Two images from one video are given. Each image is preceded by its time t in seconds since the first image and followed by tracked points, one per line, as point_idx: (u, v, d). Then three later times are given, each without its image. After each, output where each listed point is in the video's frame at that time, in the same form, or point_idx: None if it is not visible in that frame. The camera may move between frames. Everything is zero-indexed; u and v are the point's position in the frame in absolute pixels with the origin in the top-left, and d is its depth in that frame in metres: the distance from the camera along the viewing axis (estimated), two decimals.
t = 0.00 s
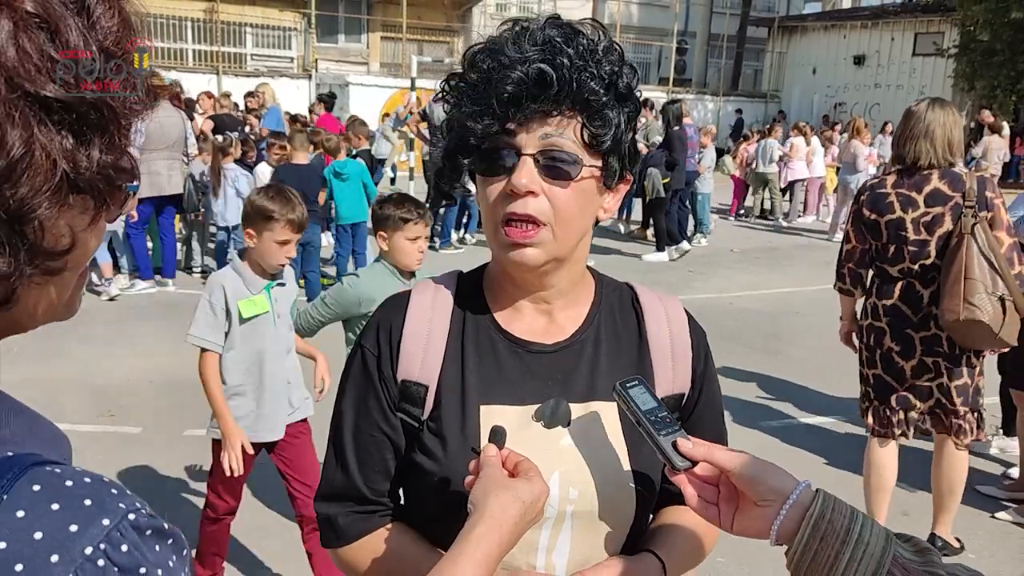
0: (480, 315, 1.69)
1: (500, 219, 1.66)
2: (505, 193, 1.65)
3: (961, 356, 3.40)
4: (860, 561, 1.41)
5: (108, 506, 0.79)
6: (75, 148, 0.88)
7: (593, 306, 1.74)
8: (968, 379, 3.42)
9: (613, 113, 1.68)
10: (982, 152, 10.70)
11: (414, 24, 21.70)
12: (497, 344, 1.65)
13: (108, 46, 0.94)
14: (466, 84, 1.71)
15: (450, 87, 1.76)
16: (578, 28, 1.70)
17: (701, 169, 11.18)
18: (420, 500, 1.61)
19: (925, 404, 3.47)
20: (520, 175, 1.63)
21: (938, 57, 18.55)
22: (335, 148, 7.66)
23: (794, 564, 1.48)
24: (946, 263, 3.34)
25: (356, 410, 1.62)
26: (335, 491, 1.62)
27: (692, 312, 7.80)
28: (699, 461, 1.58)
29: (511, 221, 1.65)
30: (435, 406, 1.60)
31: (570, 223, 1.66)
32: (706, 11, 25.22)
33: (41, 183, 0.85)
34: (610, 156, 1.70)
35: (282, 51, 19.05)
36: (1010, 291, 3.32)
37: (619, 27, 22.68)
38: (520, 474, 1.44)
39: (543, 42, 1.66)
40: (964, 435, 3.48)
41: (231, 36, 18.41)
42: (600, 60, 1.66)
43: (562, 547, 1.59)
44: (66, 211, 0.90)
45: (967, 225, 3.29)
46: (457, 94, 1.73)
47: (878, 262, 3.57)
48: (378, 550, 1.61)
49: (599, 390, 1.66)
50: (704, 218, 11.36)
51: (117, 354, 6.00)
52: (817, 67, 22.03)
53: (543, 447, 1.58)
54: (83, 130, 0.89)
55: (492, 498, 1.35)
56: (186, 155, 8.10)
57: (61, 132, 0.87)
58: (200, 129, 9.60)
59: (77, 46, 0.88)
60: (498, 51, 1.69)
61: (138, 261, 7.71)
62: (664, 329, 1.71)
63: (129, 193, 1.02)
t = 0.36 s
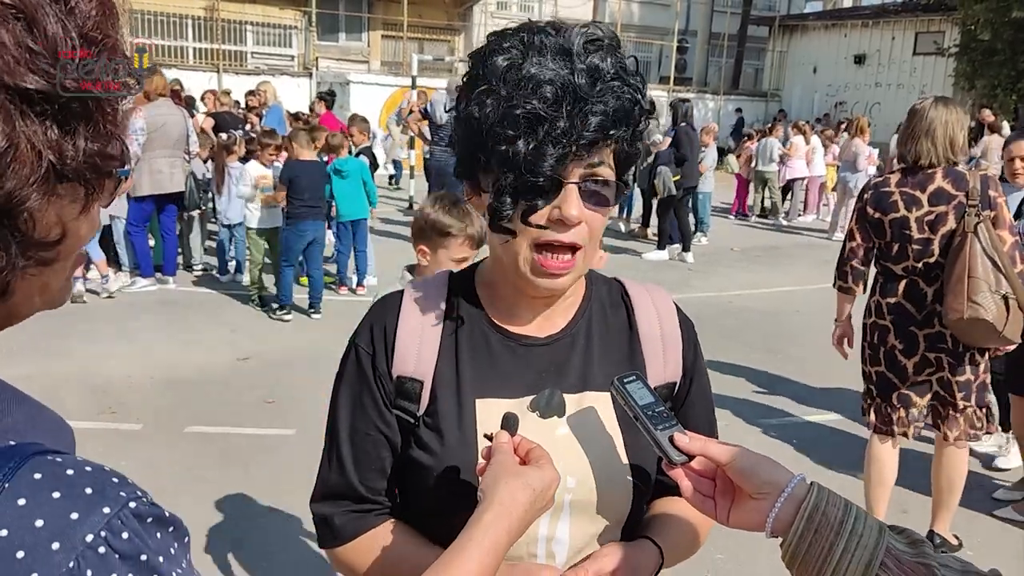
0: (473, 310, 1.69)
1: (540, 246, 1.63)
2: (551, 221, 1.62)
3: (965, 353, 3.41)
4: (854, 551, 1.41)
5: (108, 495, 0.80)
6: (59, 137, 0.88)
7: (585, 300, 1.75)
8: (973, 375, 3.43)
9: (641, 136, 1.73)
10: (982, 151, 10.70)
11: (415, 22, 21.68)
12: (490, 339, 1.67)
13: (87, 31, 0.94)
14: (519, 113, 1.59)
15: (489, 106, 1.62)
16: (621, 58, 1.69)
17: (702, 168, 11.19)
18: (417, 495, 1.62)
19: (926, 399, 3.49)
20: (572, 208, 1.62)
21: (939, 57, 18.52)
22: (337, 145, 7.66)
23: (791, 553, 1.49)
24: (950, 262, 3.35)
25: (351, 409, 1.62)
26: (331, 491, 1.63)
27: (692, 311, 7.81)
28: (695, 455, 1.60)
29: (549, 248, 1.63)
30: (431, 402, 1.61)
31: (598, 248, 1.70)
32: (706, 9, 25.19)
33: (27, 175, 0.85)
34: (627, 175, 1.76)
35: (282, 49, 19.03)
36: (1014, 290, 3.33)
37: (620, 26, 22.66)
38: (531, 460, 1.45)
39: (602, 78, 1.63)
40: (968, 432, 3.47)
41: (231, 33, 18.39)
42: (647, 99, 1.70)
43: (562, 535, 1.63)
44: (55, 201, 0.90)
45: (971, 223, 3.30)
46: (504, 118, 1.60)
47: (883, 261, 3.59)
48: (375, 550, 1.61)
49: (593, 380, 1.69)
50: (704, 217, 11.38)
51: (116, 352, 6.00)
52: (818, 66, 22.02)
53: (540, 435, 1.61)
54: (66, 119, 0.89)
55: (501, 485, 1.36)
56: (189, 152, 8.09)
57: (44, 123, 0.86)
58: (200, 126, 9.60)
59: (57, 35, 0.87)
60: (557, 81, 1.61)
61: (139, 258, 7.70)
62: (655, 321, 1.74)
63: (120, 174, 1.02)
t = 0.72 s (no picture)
0: (467, 307, 1.70)
1: (538, 226, 1.63)
2: (547, 199, 1.62)
3: (969, 350, 3.42)
4: (852, 542, 1.41)
5: (119, 481, 0.80)
6: (82, 127, 0.89)
7: (579, 293, 1.77)
8: (978, 372, 3.43)
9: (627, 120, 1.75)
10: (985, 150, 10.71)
11: (418, 21, 21.69)
12: (485, 332, 1.68)
13: (110, 25, 0.95)
14: (510, 88, 1.59)
15: (478, 88, 1.61)
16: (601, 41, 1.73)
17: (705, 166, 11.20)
18: (416, 495, 1.63)
19: (930, 399, 3.49)
20: (566, 184, 1.62)
21: (942, 56, 18.50)
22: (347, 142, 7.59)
23: (787, 545, 1.49)
24: (953, 258, 3.36)
25: (348, 410, 1.62)
26: (330, 493, 1.63)
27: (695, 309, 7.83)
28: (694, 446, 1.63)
29: (547, 228, 1.64)
30: (428, 399, 1.61)
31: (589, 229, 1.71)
32: (709, 8, 25.19)
33: (52, 164, 0.86)
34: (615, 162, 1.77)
35: (284, 48, 19.05)
36: (1018, 286, 3.30)
37: (623, 25, 22.67)
38: (539, 459, 1.46)
39: (587, 55, 1.66)
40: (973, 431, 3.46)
41: (234, 32, 18.43)
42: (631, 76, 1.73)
43: (564, 530, 1.64)
44: (76, 190, 0.91)
45: (974, 221, 3.31)
46: (495, 96, 1.59)
47: (886, 257, 3.60)
48: (379, 554, 1.60)
49: (589, 373, 1.70)
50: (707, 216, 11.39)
51: (119, 349, 6.01)
52: (820, 65, 22.01)
53: (539, 431, 1.62)
54: (90, 110, 0.90)
55: (508, 482, 1.37)
56: (192, 151, 8.11)
57: (69, 112, 0.87)
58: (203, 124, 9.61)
59: (80, 28, 0.89)
60: (544, 58, 1.62)
61: (142, 255, 7.71)
62: (649, 314, 1.76)
63: (135, 167, 1.03)
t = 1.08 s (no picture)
0: (460, 305, 1.68)
1: (529, 219, 1.60)
2: (538, 191, 1.59)
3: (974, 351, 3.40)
4: (859, 546, 1.39)
5: (99, 497, 0.78)
6: (54, 132, 0.87)
7: (574, 291, 1.75)
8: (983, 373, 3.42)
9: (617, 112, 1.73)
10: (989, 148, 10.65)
11: (420, 22, 21.68)
12: (479, 331, 1.66)
13: (82, 23, 0.92)
14: (498, 80, 1.57)
15: (466, 83, 1.59)
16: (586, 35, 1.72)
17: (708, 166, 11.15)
18: (410, 497, 1.61)
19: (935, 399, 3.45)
20: (557, 175, 1.60)
21: (946, 54, 18.42)
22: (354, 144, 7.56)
23: (794, 549, 1.47)
24: (958, 258, 3.33)
25: (340, 410, 1.61)
26: (322, 494, 1.61)
27: (699, 309, 7.79)
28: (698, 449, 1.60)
29: (540, 220, 1.61)
30: (421, 399, 1.60)
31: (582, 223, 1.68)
32: (712, 7, 25.15)
33: (24, 172, 0.84)
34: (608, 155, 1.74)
35: (288, 49, 19.05)
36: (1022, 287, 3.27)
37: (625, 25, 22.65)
38: (540, 447, 1.44)
39: (573, 46, 1.64)
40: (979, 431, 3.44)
41: (237, 33, 18.46)
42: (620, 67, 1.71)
43: (559, 532, 1.61)
44: (51, 198, 0.89)
45: (979, 220, 3.29)
46: (483, 89, 1.58)
47: (891, 256, 3.56)
48: (375, 555, 1.58)
49: (585, 372, 1.68)
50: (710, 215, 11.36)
51: (122, 351, 6.00)
52: (824, 63, 21.95)
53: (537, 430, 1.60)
54: (61, 113, 0.88)
55: (508, 475, 1.34)
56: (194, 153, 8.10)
57: (38, 118, 0.85)
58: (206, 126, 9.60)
59: (48, 29, 0.86)
60: (530, 50, 1.61)
61: (145, 257, 7.69)
62: (645, 311, 1.74)
63: (115, 167, 1.00)
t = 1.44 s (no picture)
0: (457, 309, 1.70)
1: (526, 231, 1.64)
2: (536, 203, 1.62)
3: (976, 351, 3.42)
4: (862, 543, 1.40)
5: (116, 494, 0.80)
6: (61, 144, 0.88)
7: (568, 293, 1.77)
8: (984, 373, 3.43)
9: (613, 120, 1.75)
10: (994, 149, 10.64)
11: (424, 24, 21.71)
12: (476, 334, 1.68)
13: (85, 36, 0.93)
14: (499, 95, 1.58)
15: (465, 95, 1.60)
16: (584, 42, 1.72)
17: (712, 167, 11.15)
18: (409, 497, 1.63)
19: (936, 399, 3.47)
20: (556, 188, 1.63)
21: (951, 54, 18.40)
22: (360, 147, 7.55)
23: (797, 546, 1.49)
24: (962, 258, 3.33)
25: (339, 411, 1.62)
26: (322, 494, 1.62)
27: (703, 310, 7.80)
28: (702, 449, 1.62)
29: (538, 230, 1.64)
30: (419, 401, 1.61)
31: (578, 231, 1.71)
32: (716, 8, 25.13)
33: (33, 185, 0.85)
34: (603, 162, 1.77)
35: (292, 51, 19.08)
36: None
37: (629, 26, 22.65)
38: (539, 462, 1.47)
39: (573, 58, 1.64)
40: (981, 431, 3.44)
41: (241, 36, 18.52)
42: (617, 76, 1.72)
43: (556, 531, 1.64)
44: (57, 211, 0.90)
45: (983, 220, 3.29)
46: (483, 103, 1.58)
47: (894, 257, 3.57)
48: (377, 555, 1.59)
49: (580, 373, 1.70)
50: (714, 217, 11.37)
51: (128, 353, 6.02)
52: (829, 64, 21.93)
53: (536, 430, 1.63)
54: (67, 126, 0.89)
55: (509, 487, 1.37)
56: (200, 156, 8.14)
57: (45, 130, 0.86)
58: (211, 128, 9.63)
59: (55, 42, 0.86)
60: (530, 63, 1.61)
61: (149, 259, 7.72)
62: (639, 313, 1.76)
63: (118, 174, 1.01)
